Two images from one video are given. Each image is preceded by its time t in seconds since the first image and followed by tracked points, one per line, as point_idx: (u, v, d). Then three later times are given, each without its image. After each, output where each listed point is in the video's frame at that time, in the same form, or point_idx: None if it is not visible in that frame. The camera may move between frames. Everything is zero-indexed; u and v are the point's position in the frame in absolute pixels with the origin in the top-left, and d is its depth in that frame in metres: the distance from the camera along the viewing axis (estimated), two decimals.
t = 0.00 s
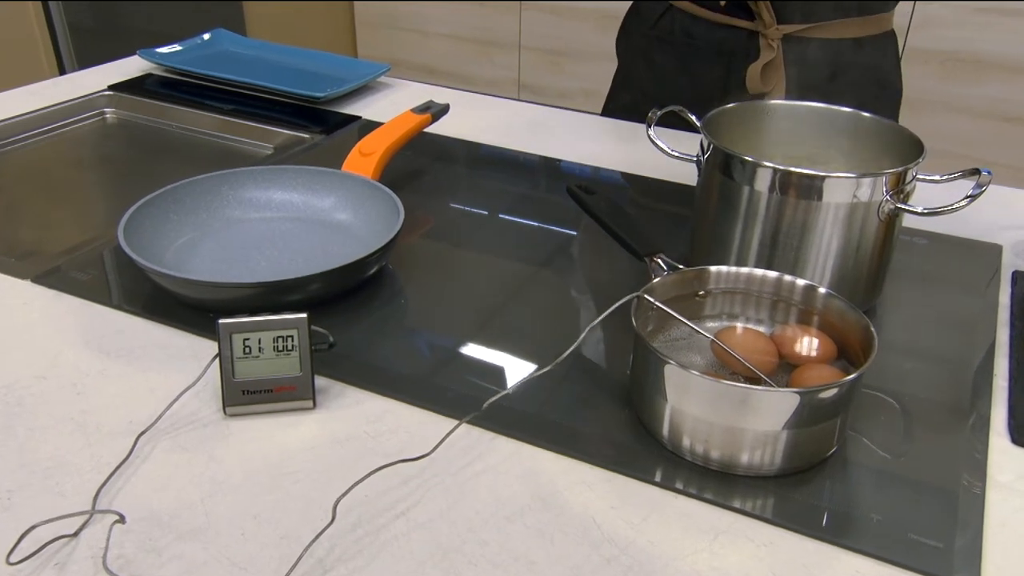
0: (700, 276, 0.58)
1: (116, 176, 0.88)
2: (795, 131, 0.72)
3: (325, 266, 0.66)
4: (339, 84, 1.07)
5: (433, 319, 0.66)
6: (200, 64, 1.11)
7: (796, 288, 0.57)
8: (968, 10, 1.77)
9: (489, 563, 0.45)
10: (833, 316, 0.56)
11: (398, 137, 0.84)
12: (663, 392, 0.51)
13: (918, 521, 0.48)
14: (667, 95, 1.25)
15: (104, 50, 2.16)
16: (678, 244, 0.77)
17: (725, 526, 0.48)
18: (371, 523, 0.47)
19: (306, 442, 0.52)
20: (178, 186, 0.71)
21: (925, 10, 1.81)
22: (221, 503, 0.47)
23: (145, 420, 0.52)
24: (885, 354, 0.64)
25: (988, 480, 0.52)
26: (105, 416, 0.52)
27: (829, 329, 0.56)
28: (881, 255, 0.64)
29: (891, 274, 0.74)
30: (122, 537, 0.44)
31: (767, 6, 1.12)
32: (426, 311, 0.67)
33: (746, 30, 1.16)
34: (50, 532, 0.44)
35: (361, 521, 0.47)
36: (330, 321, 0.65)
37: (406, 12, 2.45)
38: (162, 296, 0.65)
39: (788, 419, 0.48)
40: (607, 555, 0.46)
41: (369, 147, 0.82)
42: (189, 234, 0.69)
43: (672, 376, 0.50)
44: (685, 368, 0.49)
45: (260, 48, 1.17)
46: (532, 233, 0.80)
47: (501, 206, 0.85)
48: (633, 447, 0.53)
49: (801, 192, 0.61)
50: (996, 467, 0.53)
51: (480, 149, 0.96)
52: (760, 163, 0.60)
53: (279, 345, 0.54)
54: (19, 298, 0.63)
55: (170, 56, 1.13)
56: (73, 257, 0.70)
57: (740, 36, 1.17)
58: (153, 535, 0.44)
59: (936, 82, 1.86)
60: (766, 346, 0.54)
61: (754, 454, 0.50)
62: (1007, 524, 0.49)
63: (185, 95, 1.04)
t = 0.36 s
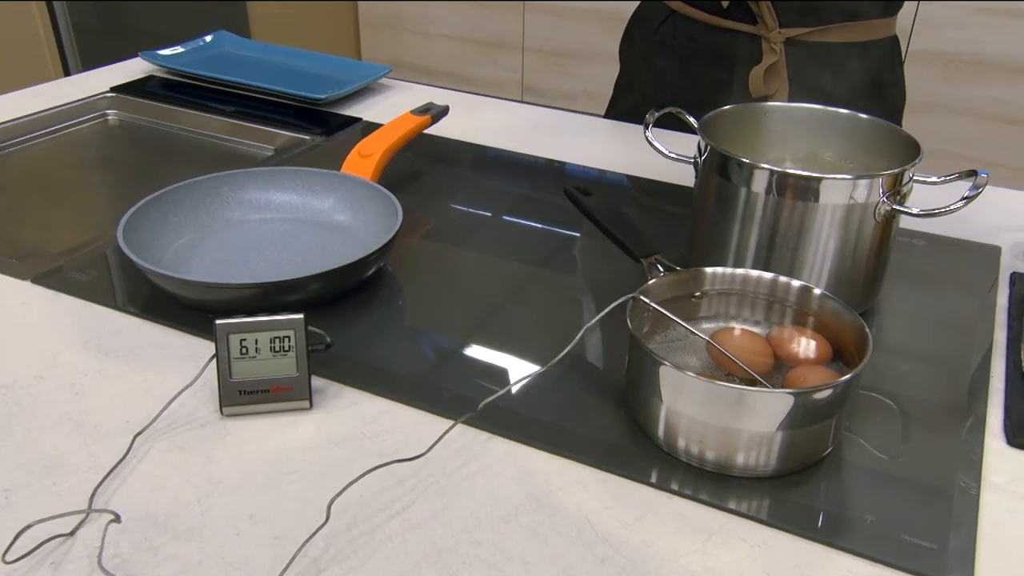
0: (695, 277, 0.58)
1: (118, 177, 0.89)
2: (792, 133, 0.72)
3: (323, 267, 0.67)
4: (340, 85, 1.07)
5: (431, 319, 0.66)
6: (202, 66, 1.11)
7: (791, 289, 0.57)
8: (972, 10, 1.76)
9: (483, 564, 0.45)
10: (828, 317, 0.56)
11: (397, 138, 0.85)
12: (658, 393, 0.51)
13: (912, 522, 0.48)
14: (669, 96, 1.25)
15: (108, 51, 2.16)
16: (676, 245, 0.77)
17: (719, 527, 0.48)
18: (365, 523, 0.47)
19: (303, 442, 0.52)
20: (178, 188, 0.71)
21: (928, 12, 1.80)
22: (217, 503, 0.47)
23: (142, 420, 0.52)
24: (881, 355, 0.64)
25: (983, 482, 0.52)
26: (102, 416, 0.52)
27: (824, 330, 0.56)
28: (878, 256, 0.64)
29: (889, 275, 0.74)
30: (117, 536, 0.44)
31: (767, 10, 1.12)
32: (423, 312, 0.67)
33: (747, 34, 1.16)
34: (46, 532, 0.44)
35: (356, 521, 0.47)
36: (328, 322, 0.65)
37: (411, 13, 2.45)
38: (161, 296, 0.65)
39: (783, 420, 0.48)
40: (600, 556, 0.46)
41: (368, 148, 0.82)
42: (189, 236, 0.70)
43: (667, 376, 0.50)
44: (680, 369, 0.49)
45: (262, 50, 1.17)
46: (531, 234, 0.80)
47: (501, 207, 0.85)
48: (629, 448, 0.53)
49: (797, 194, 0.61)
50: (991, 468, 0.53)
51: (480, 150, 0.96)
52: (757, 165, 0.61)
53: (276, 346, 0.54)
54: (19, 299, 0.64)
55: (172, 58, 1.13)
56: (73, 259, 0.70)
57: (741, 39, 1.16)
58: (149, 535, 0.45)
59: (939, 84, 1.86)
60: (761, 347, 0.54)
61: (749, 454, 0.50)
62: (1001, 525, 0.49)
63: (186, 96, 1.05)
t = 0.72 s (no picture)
0: (691, 277, 0.58)
1: (120, 178, 0.89)
2: (790, 133, 0.72)
3: (323, 267, 0.67)
4: (342, 86, 1.08)
5: (430, 319, 0.66)
6: (205, 67, 1.12)
7: (787, 288, 0.57)
8: (977, 10, 1.76)
9: (478, 561, 0.45)
10: (824, 316, 0.56)
11: (398, 138, 0.85)
12: (654, 392, 0.51)
13: (907, 521, 0.49)
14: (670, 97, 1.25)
15: (114, 52, 2.17)
16: (675, 245, 0.77)
17: (713, 525, 0.48)
18: (361, 520, 0.47)
19: (300, 440, 0.53)
20: (179, 188, 0.72)
21: (931, 12, 1.80)
22: (214, 499, 0.48)
23: (141, 418, 0.53)
24: (879, 355, 0.64)
25: (979, 480, 0.52)
26: (102, 414, 0.53)
27: (820, 329, 0.56)
28: (876, 255, 0.65)
29: (888, 275, 0.74)
30: (115, 532, 0.45)
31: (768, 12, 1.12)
32: (422, 312, 0.67)
33: (745, 35, 1.16)
34: (44, 528, 0.45)
35: (352, 518, 0.47)
36: (327, 321, 0.65)
37: (415, 14, 2.46)
38: (162, 296, 0.65)
39: (778, 418, 0.49)
40: (595, 553, 0.46)
41: (368, 148, 0.83)
42: (190, 235, 0.70)
43: (663, 375, 0.50)
44: (675, 368, 0.50)
45: (265, 51, 1.18)
46: (531, 234, 0.81)
47: (500, 207, 0.85)
48: (625, 446, 0.54)
49: (795, 194, 0.61)
50: (987, 467, 0.53)
51: (481, 150, 0.97)
52: (754, 165, 0.61)
53: (274, 344, 0.54)
54: (21, 298, 0.64)
55: (175, 59, 1.14)
56: (76, 258, 0.70)
57: (739, 41, 1.17)
58: (146, 532, 0.45)
59: (943, 84, 1.85)
60: (757, 346, 0.54)
61: (745, 453, 0.50)
62: (995, 524, 0.49)
63: (189, 97, 1.05)
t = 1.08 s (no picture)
0: (685, 276, 0.58)
1: (120, 178, 0.90)
2: (784, 132, 0.73)
3: (320, 265, 0.68)
4: (341, 86, 1.08)
5: (425, 318, 0.67)
6: (205, 68, 1.12)
7: (779, 287, 0.57)
8: (977, 11, 1.76)
9: (470, 557, 0.46)
10: (816, 315, 0.56)
11: (396, 138, 0.85)
12: (647, 391, 0.52)
13: (897, 518, 0.49)
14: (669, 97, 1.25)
15: (118, 52, 2.18)
16: (671, 244, 0.78)
17: (705, 522, 0.49)
18: (355, 516, 0.47)
19: (295, 437, 0.53)
20: (178, 188, 0.72)
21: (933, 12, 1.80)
22: (209, 496, 0.48)
23: (137, 415, 0.53)
24: (872, 354, 0.64)
25: (969, 478, 0.52)
26: (99, 411, 0.53)
27: (812, 327, 0.57)
28: (869, 254, 0.65)
29: (883, 275, 0.74)
30: (110, 528, 0.45)
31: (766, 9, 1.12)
32: (418, 311, 0.68)
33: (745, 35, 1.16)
34: (40, 523, 0.45)
35: (345, 515, 0.47)
36: (324, 320, 0.66)
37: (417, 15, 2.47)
38: (160, 294, 0.66)
39: (769, 416, 0.49)
40: (586, 549, 0.46)
41: (366, 148, 0.83)
42: (188, 235, 0.71)
43: (655, 374, 0.50)
44: (668, 366, 0.50)
45: (265, 52, 1.18)
46: (528, 234, 0.81)
47: (497, 207, 0.86)
48: (618, 444, 0.54)
49: (789, 193, 0.61)
50: (978, 465, 0.53)
51: (480, 151, 0.97)
52: (748, 164, 0.61)
53: (270, 342, 0.55)
54: (19, 296, 0.65)
55: (176, 59, 1.14)
56: (75, 257, 0.71)
57: (740, 42, 1.17)
58: (141, 528, 0.45)
59: (944, 85, 1.85)
60: (749, 344, 0.55)
61: (737, 450, 0.51)
62: (984, 521, 0.49)
63: (190, 98, 1.06)
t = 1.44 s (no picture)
0: (678, 277, 0.58)
1: (118, 180, 0.90)
2: (779, 135, 0.73)
3: (316, 267, 0.68)
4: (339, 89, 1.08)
5: (421, 319, 0.67)
6: (204, 70, 1.13)
7: (772, 288, 0.58)
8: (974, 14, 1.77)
9: (464, 556, 0.46)
10: (809, 316, 0.57)
11: (394, 139, 0.86)
12: (640, 392, 0.52)
13: (888, 518, 0.49)
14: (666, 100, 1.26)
15: (119, 53, 2.19)
16: (667, 246, 0.78)
17: (697, 521, 0.49)
18: (350, 516, 0.48)
19: (291, 437, 0.53)
20: (176, 189, 0.73)
21: (931, 15, 1.81)
22: (205, 496, 0.48)
23: (134, 415, 0.54)
24: (865, 355, 0.64)
25: (960, 478, 0.53)
26: (96, 411, 0.54)
27: (804, 328, 0.57)
28: (863, 256, 0.65)
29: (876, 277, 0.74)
30: (106, 528, 0.46)
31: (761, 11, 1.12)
32: (414, 312, 0.68)
33: (743, 40, 1.16)
34: (36, 523, 0.45)
35: (341, 515, 0.48)
36: (320, 321, 0.66)
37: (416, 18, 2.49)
38: (157, 295, 0.66)
39: (762, 416, 0.49)
40: (579, 549, 0.47)
41: (363, 150, 0.83)
42: (185, 236, 0.71)
43: (648, 374, 0.51)
44: (661, 367, 0.50)
45: (263, 54, 1.19)
46: (524, 235, 0.81)
47: (493, 209, 0.86)
48: (612, 445, 0.54)
49: (782, 196, 0.61)
50: (968, 465, 0.54)
51: (477, 153, 0.97)
52: (742, 167, 0.61)
53: (266, 343, 0.55)
54: (17, 297, 0.65)
55: (174, 61, 1.15)
56: (73, 259, 0.71)
57: (736, 46, 1.17)
58: (137, 527, 0.46)
59: (942, 87, 1.86)
60: (743, 345, 0.55)
61: (730, 451, 0.51)
62: (974, 522, 0.50)
63: (188, 100, 1.06)
